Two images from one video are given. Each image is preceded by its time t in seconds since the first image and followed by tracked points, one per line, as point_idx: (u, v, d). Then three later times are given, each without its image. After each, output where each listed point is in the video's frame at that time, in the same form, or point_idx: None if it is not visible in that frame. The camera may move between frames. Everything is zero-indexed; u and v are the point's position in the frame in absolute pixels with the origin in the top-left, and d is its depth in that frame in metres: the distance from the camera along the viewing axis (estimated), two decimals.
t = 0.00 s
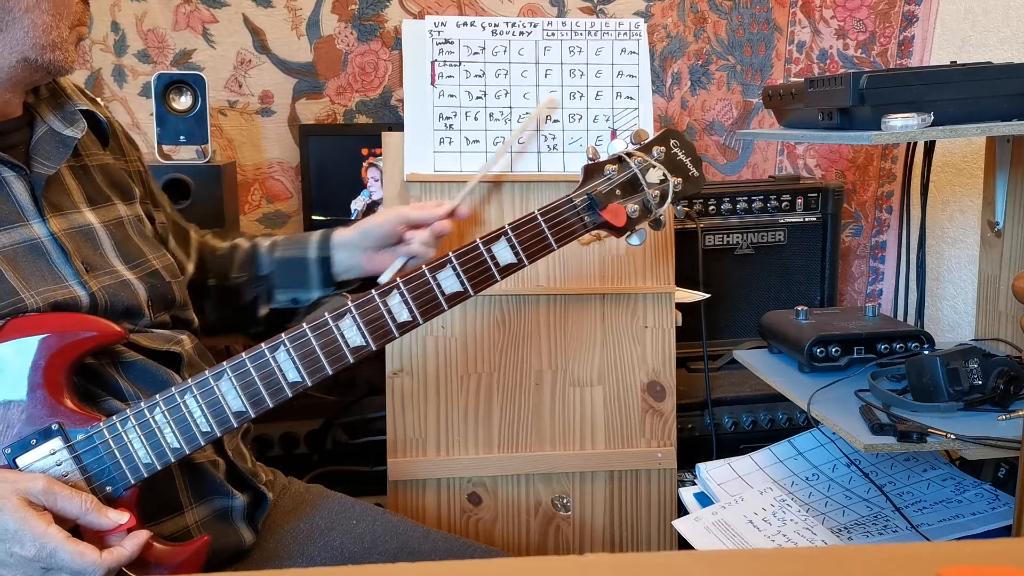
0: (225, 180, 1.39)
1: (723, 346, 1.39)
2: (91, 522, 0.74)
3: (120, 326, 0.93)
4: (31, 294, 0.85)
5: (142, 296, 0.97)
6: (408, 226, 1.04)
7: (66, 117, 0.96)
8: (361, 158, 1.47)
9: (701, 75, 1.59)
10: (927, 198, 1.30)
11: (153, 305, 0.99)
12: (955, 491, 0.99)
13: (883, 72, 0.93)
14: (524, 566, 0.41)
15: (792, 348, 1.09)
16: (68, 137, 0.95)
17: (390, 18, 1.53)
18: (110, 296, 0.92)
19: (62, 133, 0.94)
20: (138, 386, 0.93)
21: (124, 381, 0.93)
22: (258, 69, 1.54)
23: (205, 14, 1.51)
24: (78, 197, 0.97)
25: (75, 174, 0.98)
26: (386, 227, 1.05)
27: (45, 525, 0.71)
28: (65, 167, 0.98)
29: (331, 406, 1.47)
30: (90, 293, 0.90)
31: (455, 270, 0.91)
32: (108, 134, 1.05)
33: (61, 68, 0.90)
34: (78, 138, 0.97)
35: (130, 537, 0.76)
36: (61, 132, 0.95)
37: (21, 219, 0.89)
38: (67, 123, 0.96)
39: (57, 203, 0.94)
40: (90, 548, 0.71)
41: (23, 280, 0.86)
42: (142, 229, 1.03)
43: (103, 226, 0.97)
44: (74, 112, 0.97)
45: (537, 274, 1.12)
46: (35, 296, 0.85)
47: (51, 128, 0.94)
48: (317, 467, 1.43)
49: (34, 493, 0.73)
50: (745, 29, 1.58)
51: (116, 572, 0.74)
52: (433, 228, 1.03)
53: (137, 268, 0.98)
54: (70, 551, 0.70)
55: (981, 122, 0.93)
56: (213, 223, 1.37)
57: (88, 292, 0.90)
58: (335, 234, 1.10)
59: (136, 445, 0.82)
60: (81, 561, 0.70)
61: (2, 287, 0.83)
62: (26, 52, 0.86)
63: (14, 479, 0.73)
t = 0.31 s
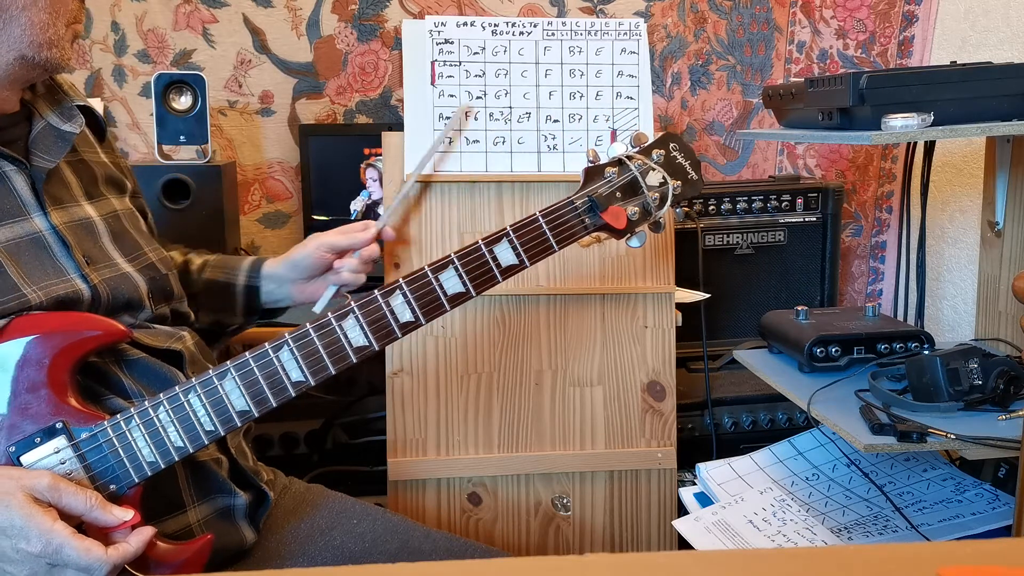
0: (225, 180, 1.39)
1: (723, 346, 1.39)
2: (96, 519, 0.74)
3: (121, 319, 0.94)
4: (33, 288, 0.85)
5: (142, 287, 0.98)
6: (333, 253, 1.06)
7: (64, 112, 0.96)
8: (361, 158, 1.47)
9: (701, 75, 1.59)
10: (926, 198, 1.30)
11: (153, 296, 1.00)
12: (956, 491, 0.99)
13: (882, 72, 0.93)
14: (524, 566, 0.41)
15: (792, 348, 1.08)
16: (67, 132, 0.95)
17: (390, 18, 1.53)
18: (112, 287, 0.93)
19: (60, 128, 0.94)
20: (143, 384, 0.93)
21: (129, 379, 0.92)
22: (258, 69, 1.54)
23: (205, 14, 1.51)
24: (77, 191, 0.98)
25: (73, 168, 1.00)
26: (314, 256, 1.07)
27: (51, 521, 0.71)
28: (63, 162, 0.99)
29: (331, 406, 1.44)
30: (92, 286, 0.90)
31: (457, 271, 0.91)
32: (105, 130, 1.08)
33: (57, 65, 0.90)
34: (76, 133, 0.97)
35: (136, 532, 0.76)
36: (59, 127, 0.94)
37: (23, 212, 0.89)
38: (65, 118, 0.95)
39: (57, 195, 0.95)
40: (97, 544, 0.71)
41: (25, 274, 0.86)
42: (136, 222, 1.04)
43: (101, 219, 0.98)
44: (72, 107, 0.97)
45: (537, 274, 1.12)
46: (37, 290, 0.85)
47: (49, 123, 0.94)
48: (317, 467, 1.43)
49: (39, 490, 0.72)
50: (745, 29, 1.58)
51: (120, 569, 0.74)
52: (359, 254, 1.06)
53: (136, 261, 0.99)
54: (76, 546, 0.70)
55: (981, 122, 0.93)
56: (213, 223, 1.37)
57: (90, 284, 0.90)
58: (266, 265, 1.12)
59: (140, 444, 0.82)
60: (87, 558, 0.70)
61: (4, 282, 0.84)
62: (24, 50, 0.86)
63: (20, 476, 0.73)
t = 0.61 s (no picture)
0: (225, 179, 1.39)
1: (723, 346, 1.39)
2: (96, 518, 0.74)
3: (120, 318, 0.94)
4: (32, 287, 0.85)
5: (140, 285, 0.98)
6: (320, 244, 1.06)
7: (62, 110, 0.96)
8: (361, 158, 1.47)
9: (701, 75, 1.59)
10: (926, 198, 1.30)
11: (151, 295, 1.00)
12: (956, 491, 0.99)
13: (883, 72, 0.93)
14: (524, 566, 0.41)
15: (792, 348, 1.08)
16: (64, 129, 0.95)
17: (390, 18, 1.53)
18: (110, 285, 0.93)
19: (58, 125, 0.94)
20: (144, 384, 0.93)
21: (129, 379, 0.92)
22: (258, 69, 1.54)
23: (205, 14, 1.51)
24: (75, 189, 0.98)
25: (70, 166, 1.00)
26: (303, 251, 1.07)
27: (51, 521, 0.71)
28: (61, 159, 0.99)
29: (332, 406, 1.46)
30: (90, 283, 0.90)
31: (457, 271, 0.91)
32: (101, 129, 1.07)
33: (54, 62, 0.90)
34: (73, 130, 0.97)
35: (137, 532, 0.76)
36: (56, 124, 0.94)
37: (22, 211, 0.89)
38: (62, 116, 0.96)
39: (55, 193, 0.95)
40: (97, 543, 0.71)
41: (24, 273, 0.86)
42: (133, 220, 1.04)
43: (98, 217, 0.98)
44: (69, 105, 0.97)
45: (537, 274, 1.12)
46: (36, 288, 0.85)
47: (47, 121, 0.94)
48: (317, 467, 1.43)
49: (40, 489, 0.72)
50: (746, 29, 1.58)
51: (121, 569, 0.74)
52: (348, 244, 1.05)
53: (135, 259, 1.00)
54: (77, 546, 0.70)
55: (981, 122, 0.93)
56: (213, 223, 1.37)
57: (89, 283, 0.90)
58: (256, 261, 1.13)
59: (140, 443, 0.82)
60: (88, 557, 0.70)
61: (3, 280, 0.84)
62: (22, 47, 0.86)
63: (20, 476, 0.73)
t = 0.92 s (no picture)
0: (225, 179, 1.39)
1: (724, 346, 1.39)
2: (94, 520, 0.74)
3: (118, 319, 0.94)
4: (29, 289, 0.85)
5: (137, 286, 0.98)
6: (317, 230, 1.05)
7: (58, 110, 0.97)
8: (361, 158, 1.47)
9: (701, 75, 1.59)
10: (927, 198, 1.30)
11: (148, 295, 1.00)
12: (956, 491, 0.99)
13: (883, 72, 0.93)
14: (524, 566, 0.41)
15: (792, 348, 1.08)
16: (60, 129, 0.95)
17: (390, 18, 1.53)
18: (106, 286, 0.93)
19: (53, 125, 0.94)
20: (140, 385, 0.93)
21: (126, 381, 0.93)
22: (258, 69, 1.54)
23: (205, 14, 1.51)
24: (71, 189, 0.98)
25: (65, 167, 0.99)
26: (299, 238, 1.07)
27: (48, 523, 0.71)
28: (56, 160, 0.99)
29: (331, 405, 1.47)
30: (87, 284, 0.90)
31: (454, 269, 0.91)
32: (97, 128, 1.07)
33: (51, 61, 0.90)
34: (69, 130, 0.97)
35: (135, 533, 0.76)
36: (52, 124, 0.94)
37: (18, 212, 0.89)
38: (58, 115, 0.96)
39: (51, 194, 0.95)
40: (94, 545, 0.71)
41: (21, 275, 0.86)
42: (130, 220, 1.04)
43: (95, 218, 0.98)
44: (65, 104, 0.97)
45: (537, 273, 1.12)
46: (33, 290, 0.85)
47: (42, 121, 0.94)
48: (317, 467, 1.43)
49: (37, 491, 0.72)
50: (745, 29, 1.58)
51: (119, 569, 0.74)
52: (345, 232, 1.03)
53: (132, 259, 1.00)
54: (74, 548, 0.70)
55: (980, 122, 0.93)
56: (212, 223, 1.37)
57: (85, 284, 0.90)
58: (253, 252, 1.13)
59: (138, 444, 0.82)
60: (85, 558, 0.70)
61: None
62: (18, 47, 0.86)
63: (17, 478, 0.73)
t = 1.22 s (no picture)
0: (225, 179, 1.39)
1: (724, 346, 1.39)
2: (92, 520, 0.74)
3: (116, 320, 0.95)
4: (27, 290, 0.85)
5: (135, 287, 0.98)
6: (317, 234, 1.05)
7: (55, 110, 0.97)
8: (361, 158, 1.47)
9: (701, 75, 1.59)
10: (926, 198, 1.30)
11: (147, 296, 1.00)
12: (956, 491, 0.99)
13: (883, 72, 0.93)
14: (524, 566, 0.41)
15: (792, 348, 1.08)
16: (57, 130, 0.95)
17: (390, 18, 1.53)
18: (104, 287, 0.93)
19: (51, 125, 0.95)
20: (138, 385, 0.93)
21: (125, 380, 0.93)
22: (258, 69, 1.54)
23: (205, 14, 1.51)
24: (69, 190, 0.98)
25: (63, 168, 0.99)
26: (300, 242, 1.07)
27: (47, 524, 0.71)
28: (54, 161, 0.99)
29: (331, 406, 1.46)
30: (85, 285, 0.91)
31: (453, 266, 0.91)
32: (95, 127, 1.07)
33: (48, 61, 0.90)
34: (67, 131, 0.97)
35: (134, 533, 0.75)
36: (50, 124, 0.95)
37: (16, 213, 0.89)
38: (56, 116, 0.96)
39: (49, 195, 0.95)
40: (93, 545, 0.71)
41: (19, 276, 0.86)
42: (129, 221, 1.04)
43: (93, 219, 0.98)
44: (62, 105, 0.97)
45: (537, 273, 1.12)
46: (31, 292, 0.85)
47: (40, 121, 0.94)
48: (317, 467, 1.43)
49: (35, 492, 0.73)
50: (745, 29, 1.58)
51: (119, 569, 0.74)
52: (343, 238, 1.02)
53: (130, 260, 1.00)
54: (72, 548, 0.70)
55: (980, 122, 0.93)
56: (213, 223, 1.37)
57: (84, 285, 0.90)
58: (253, 256, 1.13)
59: (137, 444, 0.82)
60: (84, 558, 0.70)
61: None
62: (16, 48, 0.86)
63: (15, 479, 0.73)
